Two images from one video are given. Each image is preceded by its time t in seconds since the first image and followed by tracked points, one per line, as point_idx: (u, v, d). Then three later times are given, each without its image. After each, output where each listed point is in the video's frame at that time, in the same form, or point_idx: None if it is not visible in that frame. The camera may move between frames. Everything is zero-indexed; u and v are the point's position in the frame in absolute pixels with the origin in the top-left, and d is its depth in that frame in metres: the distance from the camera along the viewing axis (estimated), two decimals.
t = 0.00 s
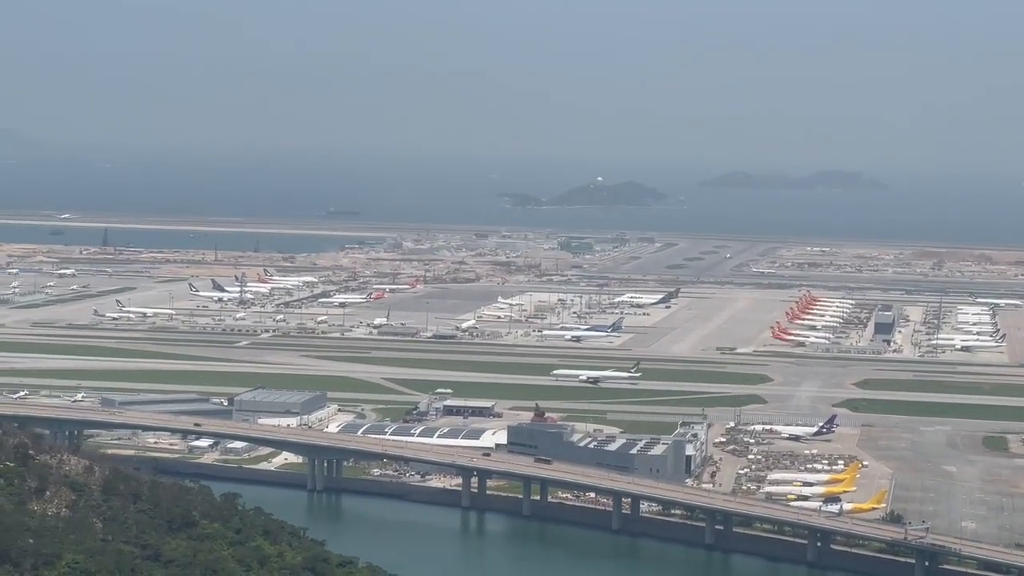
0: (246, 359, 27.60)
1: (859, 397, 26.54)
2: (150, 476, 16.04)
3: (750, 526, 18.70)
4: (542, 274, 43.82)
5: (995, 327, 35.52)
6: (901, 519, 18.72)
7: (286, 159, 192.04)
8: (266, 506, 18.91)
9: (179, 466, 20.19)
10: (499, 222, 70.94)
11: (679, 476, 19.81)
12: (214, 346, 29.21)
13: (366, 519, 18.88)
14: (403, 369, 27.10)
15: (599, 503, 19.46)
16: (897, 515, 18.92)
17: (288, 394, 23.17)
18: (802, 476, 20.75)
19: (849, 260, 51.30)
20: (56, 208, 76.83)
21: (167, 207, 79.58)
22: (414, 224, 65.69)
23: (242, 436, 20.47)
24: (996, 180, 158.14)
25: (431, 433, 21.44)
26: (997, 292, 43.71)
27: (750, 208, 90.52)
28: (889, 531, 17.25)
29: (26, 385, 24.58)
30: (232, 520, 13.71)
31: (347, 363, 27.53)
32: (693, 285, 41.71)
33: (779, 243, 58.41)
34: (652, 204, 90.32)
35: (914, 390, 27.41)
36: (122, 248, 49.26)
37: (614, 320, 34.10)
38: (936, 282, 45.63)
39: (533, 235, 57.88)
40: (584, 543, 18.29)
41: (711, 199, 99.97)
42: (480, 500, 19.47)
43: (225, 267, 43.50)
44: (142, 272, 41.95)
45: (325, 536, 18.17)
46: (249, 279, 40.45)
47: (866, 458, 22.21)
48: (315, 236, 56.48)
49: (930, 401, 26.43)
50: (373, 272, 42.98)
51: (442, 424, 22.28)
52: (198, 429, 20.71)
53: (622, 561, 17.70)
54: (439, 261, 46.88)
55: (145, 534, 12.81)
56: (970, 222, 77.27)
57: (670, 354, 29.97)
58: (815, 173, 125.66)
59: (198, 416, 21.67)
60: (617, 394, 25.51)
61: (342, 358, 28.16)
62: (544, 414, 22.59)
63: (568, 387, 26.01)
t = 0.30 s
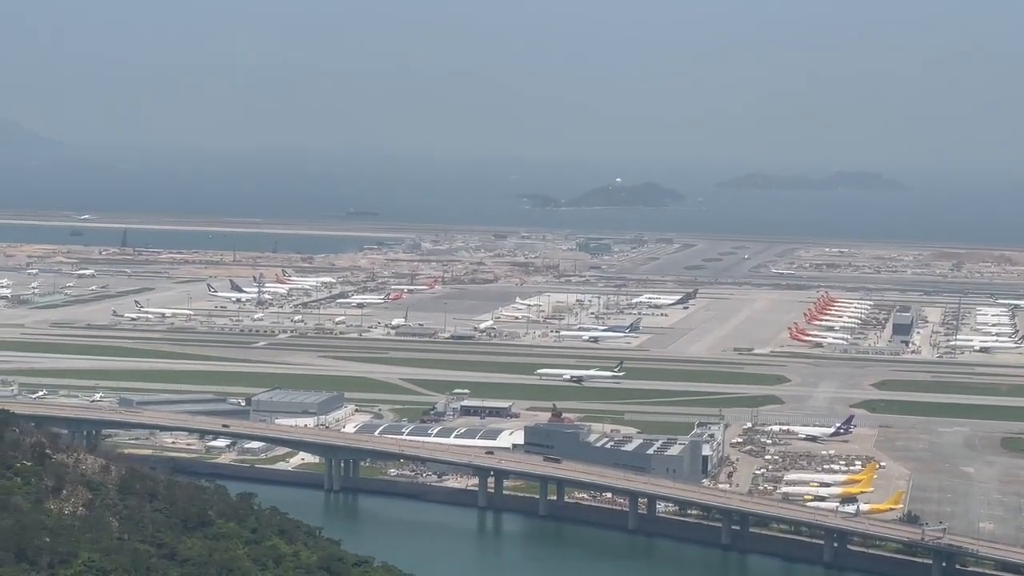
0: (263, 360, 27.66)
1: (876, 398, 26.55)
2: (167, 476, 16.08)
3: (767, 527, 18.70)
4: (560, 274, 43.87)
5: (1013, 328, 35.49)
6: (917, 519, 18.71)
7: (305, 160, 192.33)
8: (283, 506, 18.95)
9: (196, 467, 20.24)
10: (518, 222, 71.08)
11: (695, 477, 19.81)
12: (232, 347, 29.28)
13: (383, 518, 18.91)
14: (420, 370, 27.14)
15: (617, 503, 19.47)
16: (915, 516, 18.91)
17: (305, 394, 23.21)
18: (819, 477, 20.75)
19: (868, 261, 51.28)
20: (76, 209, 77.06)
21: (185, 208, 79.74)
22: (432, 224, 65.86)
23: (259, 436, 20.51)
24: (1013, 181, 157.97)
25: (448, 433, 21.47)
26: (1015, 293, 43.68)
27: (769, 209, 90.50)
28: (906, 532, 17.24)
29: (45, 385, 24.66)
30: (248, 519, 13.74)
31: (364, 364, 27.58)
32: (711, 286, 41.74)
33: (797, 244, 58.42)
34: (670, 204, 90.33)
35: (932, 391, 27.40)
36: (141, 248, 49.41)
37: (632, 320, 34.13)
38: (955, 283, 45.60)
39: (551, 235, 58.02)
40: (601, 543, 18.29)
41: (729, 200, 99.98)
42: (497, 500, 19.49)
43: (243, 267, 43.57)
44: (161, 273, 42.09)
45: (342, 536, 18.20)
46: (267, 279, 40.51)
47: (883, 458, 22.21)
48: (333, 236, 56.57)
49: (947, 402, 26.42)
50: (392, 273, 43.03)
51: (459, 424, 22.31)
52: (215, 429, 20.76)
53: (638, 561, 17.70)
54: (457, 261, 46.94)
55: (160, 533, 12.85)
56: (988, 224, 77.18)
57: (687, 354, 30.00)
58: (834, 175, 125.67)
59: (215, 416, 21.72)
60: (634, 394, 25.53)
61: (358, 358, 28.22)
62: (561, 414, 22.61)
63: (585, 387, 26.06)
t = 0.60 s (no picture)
0: (284, 360, 27.68)
1: (896, 399, 26.50)
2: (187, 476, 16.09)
3: (785, 528, 18.68)
4: (582, 275, 43.84)
5: None
6: (936, 521, 18.67)
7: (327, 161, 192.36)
8: (301, 507, 18.97)
9: (215, 466, 20.27)
10: (538, 223, 71.20)
11: (714, 477, 19.78)
12: (252, 347, 29.30)
13: (401, 519, 18.92)
14: (440, 370, 27.14)
15: (635, 503, 19.46)
16: (934, 517, 18.88)
17: (325, 394, 23.22)
18: (838, 478, 20.72)
19: (889, 262, 51.19)
20: (97, 209, 77.31)
21: (206, 209, 79.81)
22: (450, 226, 66.01)
23: (279, 437, 20.53)
24: None
25: (467, 433, 21.47)
26: None
27: (789, 211, 90.36)
28: (925, 533, 17.21)
29: (65, 385, 24.70)
30: (267, 520, 13.74)
31: (384, 364, 27.60)
32: (732, 287, 41.69)
33: (818, 245, 58.31)
34: (691, 206, 90.23)
35: (953, 392, 27.35)
36: (163, 249, 49.52)
37: (652, 321, 34.12)
38: (977, 284, 45.49)
39: (572, 236, 58.14)
40: (619, 543, 18.29)
41: (750, 201, 99.84)
42: (515, 500, 19.49)
43: (264, 268, 43.61)
44: (182, 273, 42.20)
45: (360, 536, 18.20)
46: (288, 280, 40.55)
47: (902, 459, 22.18)
48: (354, 237, 56.60)
49: (968, 403, 26.37)
50: (413, 274, 43.03)
51: (479, 424, 22.31)
52: (234, 429, 20.79)
53: (656, 562, 17.67)
54: (478, 262, 46.95)
55: (178, 532, 12.86)
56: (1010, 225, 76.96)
57: (707, 355, 29.98)
58: (857, 176, 125.46)
59: (235, 417, 21.75)
60: (653, 395, 25.51)
61: (378, 359, 28.23)
62: (580, 415, 22.60)
63: (605, 387, 26.06)
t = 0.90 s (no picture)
0: (304, 364, 27.69)
1: (917, 403, 26.44)
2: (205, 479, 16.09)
3: (805, 531, 18.62)
4: (602, 279, 43.80)
5: None
6: (956, 524, 18.62)
7: (348, 164, 192.42)
8: (320, 509, 18.96)
9: (235, 470, 20.27)
10: (559, 227, 71.12)
11: (733, 481, 19.73)
12: (273, 351, 29.31)
13: (420, 522, 18.89)
14: (460, 374, 27.12)
15: (655, 507, 19.42)
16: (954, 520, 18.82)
17: (344, 398, 23.21)
18: (858, 481, 20.66)
19: (911, 266, 51.09)
20: (119, 213, 77.35)
21: (228, 213, 79.90)
22: (473, 230, 65.93)
23: (298, 440, 20.53)
24: None
25: (487, 437, 21.44)
26: None
27: (811, 214, 90.22)
28: (945, 538, 17.14)
29: (86, 388, 24.72)
30: (285, 522, 13.71)
31: (404, 368, 27.60)
32: (754, 290, 41.64)
33: (839, 249, 58.20)
34: (713, 210, 90.13)
35: (973, 396, 27.28)
36: (184, 252, 49.56)
37: (673, 324, 34.08)
38: (998, 288, 45.37)
39: (593, 239, 58.13)
40: (639, 547, 18.24)
41: (772, 205, 99.73)
42: (535, 504, 19.46)
43: (285, 272, 43.64)
44: (203, 277, 42.21)
45: (379, 539, 18.19)
46: (308, 284, 40.57)
47: (923, 463, 22.12)
48: (375, 241, 56.61)
49: (989, 407, 26.29)
50: (433, 277, 43.02)
51: (498, 428, 22.29)
52: (254, 432, 20.79)
53: (675, 565, 17.62)
54: (498, 266, 46.94)
55: (195, 535, 12.85)
56: None
57: (728, 359, 29.93)
58: (879, 179, 125.27)
59: (254, 420, 21.75)
60: (673, 398, 25.47)
61: (398, 362, 28.23)
62: (600, 418, 22.57)
63: (626, 391, 26.02)
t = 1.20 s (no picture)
0: (326, 367, 27.73)
1: (940, 407, 26.40)
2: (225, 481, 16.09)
3: (826, 536, 18.59)
4: (625, 283, 43.80)
5: None
6: (978, 530, 18.57)
7: (370, 169, 192.72)
8: (340, 514, 18.96)
9: (256, 474, 20.30)
10: (580, 231, 71.12)
11: (754, 486, 19.71)
12: (295, 355, 29.36)
13: (441, 526, 18.88)
14: (481, 378, 27.13)
15: (674, 511, 19.40)
16: (976, 526, 18.77)
17: (366, 402, 23.23)
18: (880, 486, 20.63)
19: (934, 270, 51.01)
20: (141, 217, 77.46)
21: (250, 218, 80.02)
22: (495, 235, 65.92)
23: (318, 444, 20.55)
24: None
25: (508, 440, 21.45)
26: None
27: (835, 219, 90.05)
28: (966, 543, 17.10)
29: (107, 392, 24.77)
30: (304, 526, 13.71)
31: (426, 372, 27.63)
32: (776, 295, 41.61)
33: (862, 253, 58.13)
34: (736, 215, 90.09)
35: (996, 401, 27.23)
36: (206, 257, 49.63)
37: (695, 329, 34.07)
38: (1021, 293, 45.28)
39: (616, 244, 58.13)
40: (659, 552, 18.22)
41: (795, 210, 99.64)
42: (555, 508, 19.45)
43: (307, 276, 43.70)
44: (225, 281, 42.27)
45: (399, 542, 18.19)
46: (330, 288, 40.61)
47: (944, 468, 22.09)
48: (398, 245, 56.65)
49: (1011, 412, 26.25)
50: (455, 282, 43.05)
51: (519, 432, 22.30)
52: (275, 437, 20.82)
53: (694, 570, 17.60)
54: (521, 270, 46.96)
55: (215, 539, 12.86)
56: None
57: (749, 364, 29.92)
58: (903, 183, 125.13)
59: (276, 424, 21.78)
60: (694, 403, 25.47)
61: (420, 366, 28.26)
62: (621, 423, 22.56)
63: (647, 395, 26.02)
